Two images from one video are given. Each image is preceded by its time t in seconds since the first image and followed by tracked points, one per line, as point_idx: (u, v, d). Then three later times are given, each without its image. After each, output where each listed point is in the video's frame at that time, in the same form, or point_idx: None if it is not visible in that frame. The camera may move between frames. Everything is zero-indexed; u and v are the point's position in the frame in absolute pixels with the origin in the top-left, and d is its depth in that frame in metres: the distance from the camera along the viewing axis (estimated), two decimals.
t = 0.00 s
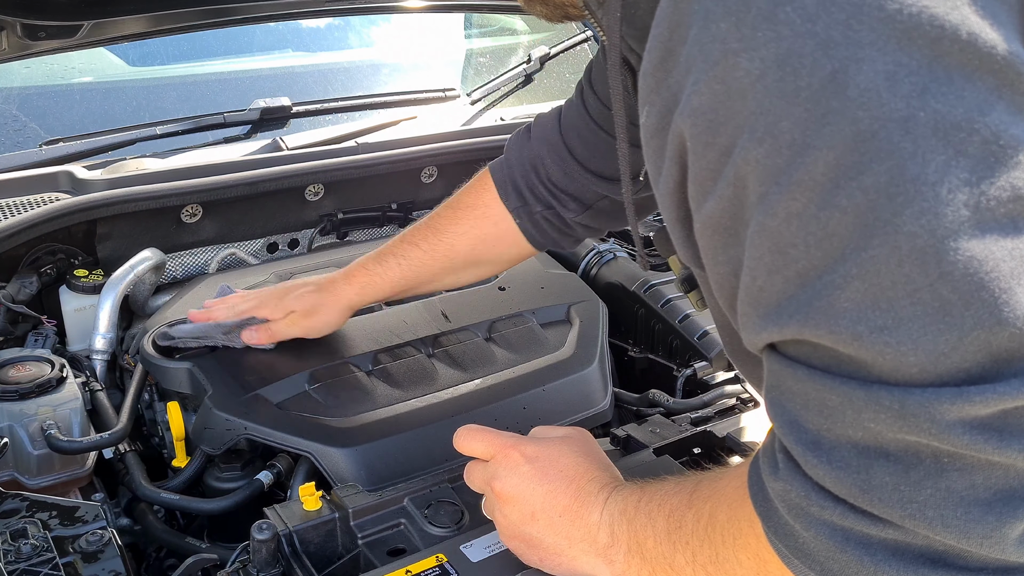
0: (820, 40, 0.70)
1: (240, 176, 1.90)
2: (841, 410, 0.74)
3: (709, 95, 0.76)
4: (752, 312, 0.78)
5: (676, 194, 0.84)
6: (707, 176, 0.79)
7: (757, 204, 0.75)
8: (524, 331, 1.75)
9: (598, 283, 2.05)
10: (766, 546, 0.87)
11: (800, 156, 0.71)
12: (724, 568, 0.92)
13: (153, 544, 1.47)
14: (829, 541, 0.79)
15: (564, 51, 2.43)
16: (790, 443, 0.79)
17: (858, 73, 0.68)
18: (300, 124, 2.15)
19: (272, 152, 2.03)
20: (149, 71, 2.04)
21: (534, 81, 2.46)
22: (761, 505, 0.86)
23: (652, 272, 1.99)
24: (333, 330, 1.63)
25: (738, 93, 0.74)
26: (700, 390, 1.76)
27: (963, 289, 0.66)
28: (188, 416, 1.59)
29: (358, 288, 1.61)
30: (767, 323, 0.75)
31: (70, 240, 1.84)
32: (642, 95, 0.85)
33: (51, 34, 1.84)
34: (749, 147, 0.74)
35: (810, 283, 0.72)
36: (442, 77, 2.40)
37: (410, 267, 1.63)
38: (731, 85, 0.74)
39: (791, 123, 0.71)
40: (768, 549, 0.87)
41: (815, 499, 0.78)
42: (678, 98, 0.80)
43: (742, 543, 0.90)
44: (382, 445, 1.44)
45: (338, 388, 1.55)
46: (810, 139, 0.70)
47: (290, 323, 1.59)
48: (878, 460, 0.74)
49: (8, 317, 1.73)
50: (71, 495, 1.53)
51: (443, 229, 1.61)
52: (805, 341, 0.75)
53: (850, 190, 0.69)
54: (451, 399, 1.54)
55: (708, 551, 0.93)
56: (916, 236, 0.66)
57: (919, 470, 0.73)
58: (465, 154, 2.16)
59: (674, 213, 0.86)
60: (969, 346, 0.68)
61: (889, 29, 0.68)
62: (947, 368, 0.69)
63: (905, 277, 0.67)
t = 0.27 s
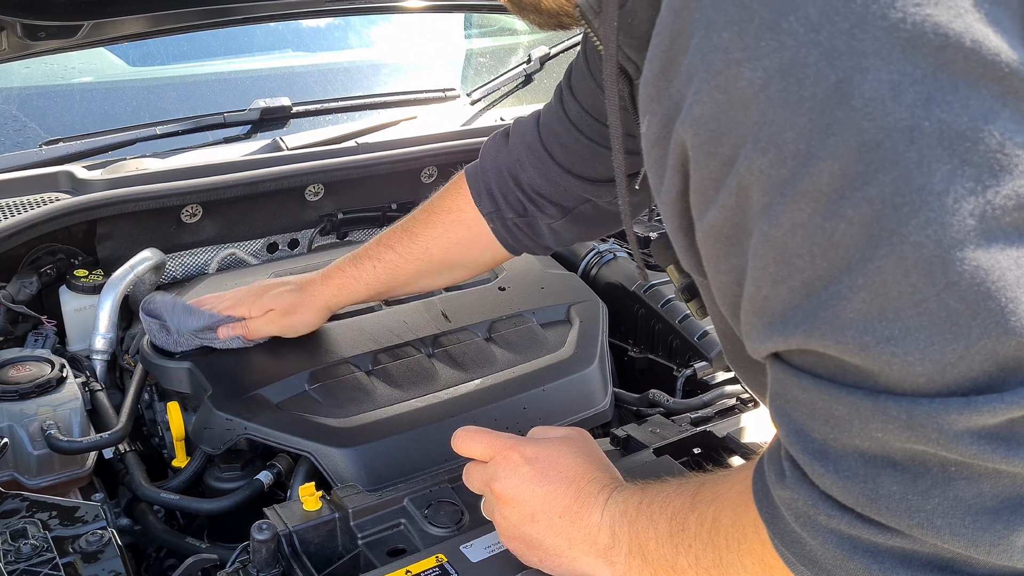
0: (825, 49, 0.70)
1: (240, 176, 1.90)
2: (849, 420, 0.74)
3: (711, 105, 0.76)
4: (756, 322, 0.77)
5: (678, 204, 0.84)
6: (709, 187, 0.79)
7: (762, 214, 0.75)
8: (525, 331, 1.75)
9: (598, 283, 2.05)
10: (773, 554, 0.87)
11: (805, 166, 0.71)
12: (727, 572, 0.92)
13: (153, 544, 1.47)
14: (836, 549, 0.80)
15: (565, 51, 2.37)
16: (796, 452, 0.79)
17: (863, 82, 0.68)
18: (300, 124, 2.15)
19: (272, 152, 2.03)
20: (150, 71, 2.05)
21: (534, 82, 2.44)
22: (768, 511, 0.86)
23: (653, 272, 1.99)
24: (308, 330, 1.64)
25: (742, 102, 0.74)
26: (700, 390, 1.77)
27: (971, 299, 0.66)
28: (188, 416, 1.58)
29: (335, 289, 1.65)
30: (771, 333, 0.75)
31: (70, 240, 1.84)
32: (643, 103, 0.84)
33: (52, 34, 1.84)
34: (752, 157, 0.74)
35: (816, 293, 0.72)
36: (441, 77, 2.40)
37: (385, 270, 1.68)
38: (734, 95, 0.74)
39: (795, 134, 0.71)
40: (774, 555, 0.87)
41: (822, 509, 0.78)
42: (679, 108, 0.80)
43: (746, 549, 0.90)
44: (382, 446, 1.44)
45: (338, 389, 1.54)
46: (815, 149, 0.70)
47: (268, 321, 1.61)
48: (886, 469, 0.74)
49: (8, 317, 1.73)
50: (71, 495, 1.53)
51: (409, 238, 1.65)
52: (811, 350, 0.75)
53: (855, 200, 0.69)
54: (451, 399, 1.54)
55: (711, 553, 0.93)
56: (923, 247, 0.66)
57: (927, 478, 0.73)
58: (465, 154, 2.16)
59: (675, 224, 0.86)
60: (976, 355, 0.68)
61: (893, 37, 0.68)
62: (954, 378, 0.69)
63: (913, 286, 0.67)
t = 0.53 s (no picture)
0: (792, 69, 0.70)
1: (240, 176, 1.90)
2: (832, 431, 0.74)
3: (683, 128, 0.76)
4: (736, 341, 0.78)
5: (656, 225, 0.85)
6: (686, 208, 0.79)
7: (738, 232, 0.75)
8: (525, 331, 1.75)
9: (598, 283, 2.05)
10: (763, 561, 0.87)
11: (778, 184, 0.71)
12: None
13: (153, 545, 1.47)
14: (825, 559, 0.79)
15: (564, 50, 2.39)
16: (782, 465, 0.79)
17: (830, 100, 0.68)
18: (300, 124, 2.15)
19: (273, 153, 2.02)
20: (150, 71, 2.05)
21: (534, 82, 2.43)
22: (757, 519, 0.86)
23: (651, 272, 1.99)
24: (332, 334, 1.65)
25: (715, 124, 0.74)
26: (700, 390, 1.77)
27: (947, 309, 0.66)
28: (187, 416, 1.58)
29: (357, 292, 1.66)
30: (753, 350, 0.75)
31: (70, 240, 1.84)
32: (619, 125, 0.85)
33: (51, 35, 1.85)
34: (726, 177, 0.74)
35: (794, 309, 0.72)
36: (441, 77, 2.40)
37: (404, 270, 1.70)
38: (707, 115, 0.75)
39: (766, 152, 0.71)
40: (764, 563, 0.87)
41: (809, 519, 0.78)
42: (654, 129, 0.81)
43: (738, 555, 0.90)
44: (382, 446, 1.44)
45: (338, 390, 1.54)
46: (786, 167, 0.71)
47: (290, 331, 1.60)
48: (871, 479, 0.74)
49: (8, 317, 1.72)
50: (71, 495, 1.53)
51: (425, 235, 1.68)
52: (790, 365, 0.75)
53: (829, 216, 0.69)
54: (450, 400, 1.54)
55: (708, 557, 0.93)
56: (897, 259, 0.67)
57: (914, 488, 0.73)
58: (466, 153, 2.15)
59: (656, 242, 0.87)
60: (956, 365, 0.67)
61: (859, 54, 0.68)
62: (937, 388, 0.69)
63: (889, 299, 0.67)
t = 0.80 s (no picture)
0: (812, 72, 0.70)
1: (241, 176, 1.90)
2: (844, 438, 0.74)
3: (699, 129, 0.76)
4: (750, 345, 0.77)
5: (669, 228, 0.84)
6: (699, 211, 0.79)
7: (754, 238, 0.74)
8: (525, 331, 1.76)
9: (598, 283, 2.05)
10: (771, 564, 0.87)
11: (796, 189, 0.71)
12: None
13: (153, 545, 1.47)
14: (835, 566, 0.80)
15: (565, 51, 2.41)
16: (793, 472, 0.79)
17: (852, 101, 0.68)
18: (299, 124, 2.16)
19: (273, 152, 2.03)
20: (149, 71, 2.05)
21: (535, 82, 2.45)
22: (765, 526, 0.85)
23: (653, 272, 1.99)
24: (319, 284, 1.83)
25: (731, 126, 0.74)
26: (700, 390, 1.77)
27: (965, 318, 0.66)
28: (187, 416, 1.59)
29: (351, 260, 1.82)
30: (767, 355, 0.75)
31: (70, 240, 1.84)
32: (630, 128, 0.85)
33: (52, 34, 1.84)
34: (743, 180, 0.74)
35: (811, 315, 0.72)
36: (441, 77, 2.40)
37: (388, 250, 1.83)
38: (722, 118, 0.75)
39: (786, 157, 0.71)
40: (773, 567, 0.87)
41: (820, 527, 0.78)
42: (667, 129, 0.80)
43: (747, 559, 0.90)
44: (382, 446, 1.44)
45: (338, 390, 1.55)
46: (805, 171, 0.70)
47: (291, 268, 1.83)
48: (884, 487, 0.74)
49: (8, 317, 1.72)
50: (71, 495, 1.53)
51: (415, 221, 1.82)
52: (804, 372, 0.74)
53: (848, 222, 0.69)
54: (450, 400, 1.54)
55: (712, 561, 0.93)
56: (916, 267, 0.66)
57: (926, 496, 0.73)
58: (466, 154, 2.15)
59: (667, 246, 0.86)
60: (972, 376, 0.67)
61: (880, 57, 0.68)
62: (952, 398, 0.69)
63: (907, 307, 0.67)
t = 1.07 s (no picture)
0: (790, 80, 0.70)
1: (240, 176, 1.90)
2: (830, 438, 0.74)
3: (683, 138, 0.76)
4: (736, 351, 0.77)
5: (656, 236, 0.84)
6: (684, 219, 0.79)
7: (738, 244, 0.74)
8: (524, 330, 1.76)
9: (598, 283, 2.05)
10: (763, 565, 0.87)
11: (778, 196, 0.71)
12: None
13: (153, 545, 1.47)
14: (825, 566, 0.80)
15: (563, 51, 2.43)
16: (781, 473, 0.79)
17: (830, 109, 0.68)
18: (299, 125, 2.15)
19: (272, 152, 2.02)
20: (149, 71, 2.05)
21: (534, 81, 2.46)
22: (757, 526, 0.86)
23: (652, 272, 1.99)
24: (275, 307, 1.70)
25: (712, 135, 0.74)
26: (699, 390, 1.78)
27: (947, 321, 0.66)
28: (188, 416, 1.59)
29: (300, 270, 1.70)
30: (751, 361, 0.75)
31: (70, 240, 1.84)
32: (617, 139, 0.86)
33: (52, 34, 1.85)
34: (725, 189, 0.74)
35: (796, 320, 0.72)
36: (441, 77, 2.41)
37: (351, 256, 1.72)
38: (705, 128, 0.75)
39: (766, 163, 0.71)
40: (765, 566, 0.87)
41: (810, 528, 0.78)
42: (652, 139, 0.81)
43: (741, 560, 0.90)
44: (383, 446, 1.44)
45: (338, 390, 1.55)
46: (786, 178, 0.70)
47: (233, 300, 1.67)
48: (871, 487, 0.74)
49: (8, 317, 1.72)
50: (71, 495, 1.53)
51: (376, 229, 1.72)
52: (790, 375, 0.74)
53: (830, 227, 0.69)
54: (451, 399, 1.54)
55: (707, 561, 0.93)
56: (897, 270, 0.66)
57: (912, 496, 0.73)
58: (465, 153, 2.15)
59: (655, 254, 0.86)
60: (956, 377, 0.67)
61: (857, 64, 0.68)
62: (936, 399, 0.69)
63: (888, 310, 0.67)
